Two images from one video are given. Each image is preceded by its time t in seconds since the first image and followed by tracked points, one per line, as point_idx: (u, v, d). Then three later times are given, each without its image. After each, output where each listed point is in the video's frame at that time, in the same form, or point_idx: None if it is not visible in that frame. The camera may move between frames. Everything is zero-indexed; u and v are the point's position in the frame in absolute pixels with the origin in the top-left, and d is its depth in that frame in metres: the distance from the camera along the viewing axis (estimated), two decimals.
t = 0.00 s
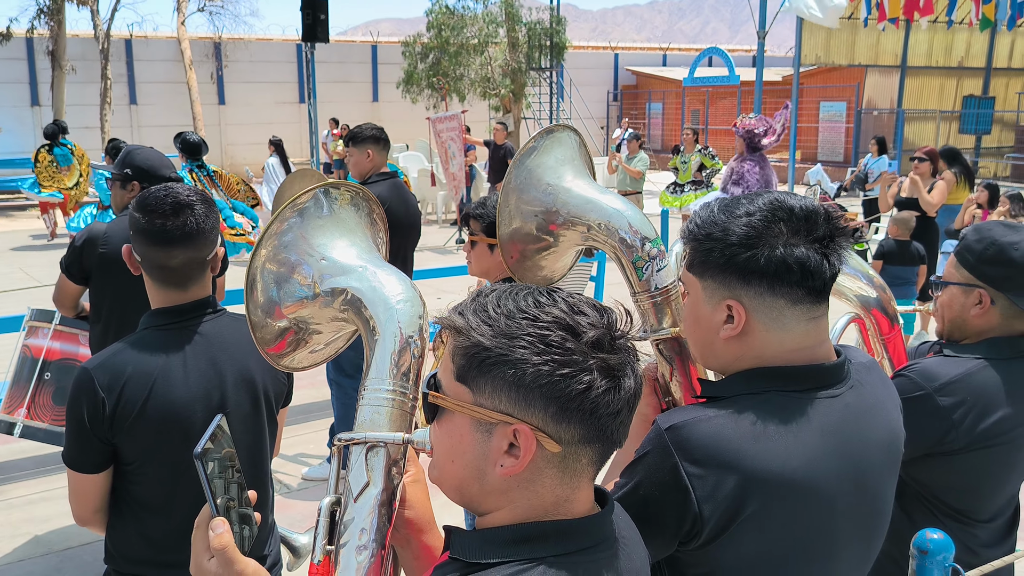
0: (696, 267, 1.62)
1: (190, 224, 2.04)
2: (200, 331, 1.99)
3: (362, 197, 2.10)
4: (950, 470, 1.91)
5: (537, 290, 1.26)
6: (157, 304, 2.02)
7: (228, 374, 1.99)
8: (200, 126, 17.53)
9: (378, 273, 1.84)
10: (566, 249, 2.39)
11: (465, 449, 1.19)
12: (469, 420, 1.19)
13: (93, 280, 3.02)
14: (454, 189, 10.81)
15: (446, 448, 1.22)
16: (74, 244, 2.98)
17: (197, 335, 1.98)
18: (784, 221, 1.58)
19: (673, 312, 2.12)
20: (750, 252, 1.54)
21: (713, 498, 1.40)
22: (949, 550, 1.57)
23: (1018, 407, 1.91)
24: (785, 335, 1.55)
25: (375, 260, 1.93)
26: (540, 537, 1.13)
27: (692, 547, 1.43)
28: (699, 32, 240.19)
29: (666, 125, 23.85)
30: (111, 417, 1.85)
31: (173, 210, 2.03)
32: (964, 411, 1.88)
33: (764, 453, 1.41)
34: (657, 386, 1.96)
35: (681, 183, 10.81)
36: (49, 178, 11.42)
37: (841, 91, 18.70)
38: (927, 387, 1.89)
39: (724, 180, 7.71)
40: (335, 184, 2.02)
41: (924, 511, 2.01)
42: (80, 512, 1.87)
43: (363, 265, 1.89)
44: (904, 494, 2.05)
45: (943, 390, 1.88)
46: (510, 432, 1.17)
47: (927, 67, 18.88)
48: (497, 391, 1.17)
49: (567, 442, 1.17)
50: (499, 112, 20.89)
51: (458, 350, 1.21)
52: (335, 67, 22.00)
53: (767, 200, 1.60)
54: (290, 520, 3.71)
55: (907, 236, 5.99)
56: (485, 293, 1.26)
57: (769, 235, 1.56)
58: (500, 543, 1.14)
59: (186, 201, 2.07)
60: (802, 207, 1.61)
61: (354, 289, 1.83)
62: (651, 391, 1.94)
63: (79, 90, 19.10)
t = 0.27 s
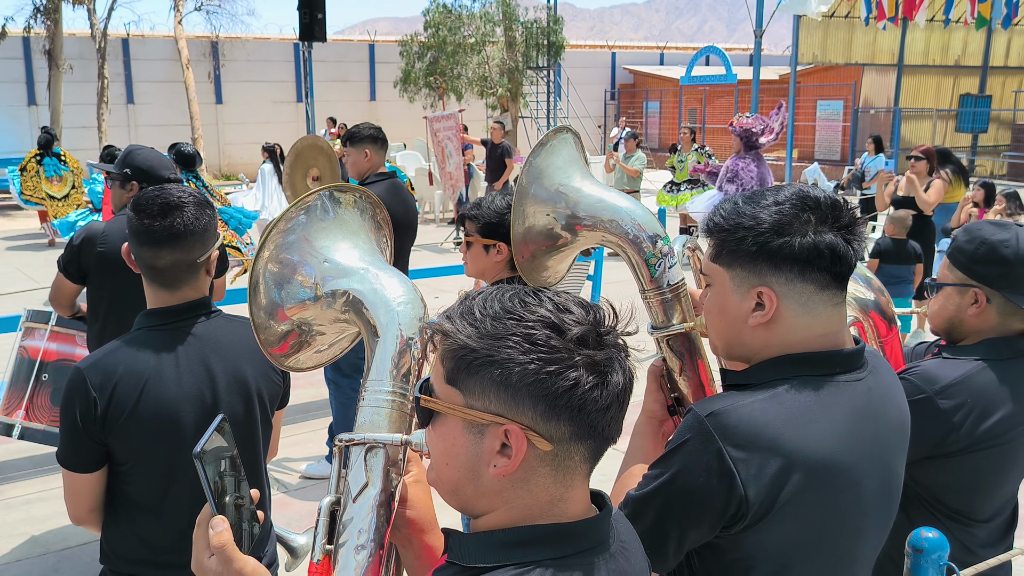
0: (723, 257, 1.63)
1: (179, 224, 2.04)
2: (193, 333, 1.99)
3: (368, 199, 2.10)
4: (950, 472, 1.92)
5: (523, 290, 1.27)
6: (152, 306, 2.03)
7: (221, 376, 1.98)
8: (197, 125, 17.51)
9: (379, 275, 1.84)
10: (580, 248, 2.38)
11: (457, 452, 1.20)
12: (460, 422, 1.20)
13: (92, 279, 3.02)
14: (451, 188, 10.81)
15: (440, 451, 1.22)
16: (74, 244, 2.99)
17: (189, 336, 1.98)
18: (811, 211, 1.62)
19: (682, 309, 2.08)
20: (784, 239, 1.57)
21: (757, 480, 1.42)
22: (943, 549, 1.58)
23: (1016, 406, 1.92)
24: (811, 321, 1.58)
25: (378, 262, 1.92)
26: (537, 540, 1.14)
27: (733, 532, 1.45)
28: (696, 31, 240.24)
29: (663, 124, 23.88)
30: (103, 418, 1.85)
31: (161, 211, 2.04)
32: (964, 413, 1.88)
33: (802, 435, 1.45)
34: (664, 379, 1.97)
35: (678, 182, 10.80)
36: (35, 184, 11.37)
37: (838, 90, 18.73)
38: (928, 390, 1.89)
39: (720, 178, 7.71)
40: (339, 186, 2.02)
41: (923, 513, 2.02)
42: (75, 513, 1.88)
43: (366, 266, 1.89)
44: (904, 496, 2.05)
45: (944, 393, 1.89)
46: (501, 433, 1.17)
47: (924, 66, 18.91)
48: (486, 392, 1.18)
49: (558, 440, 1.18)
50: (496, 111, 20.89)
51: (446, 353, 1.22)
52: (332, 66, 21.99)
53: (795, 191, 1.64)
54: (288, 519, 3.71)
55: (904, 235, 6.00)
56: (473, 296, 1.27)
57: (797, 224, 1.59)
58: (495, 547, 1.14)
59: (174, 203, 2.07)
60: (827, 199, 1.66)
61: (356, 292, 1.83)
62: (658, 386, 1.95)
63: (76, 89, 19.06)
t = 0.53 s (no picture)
0: (756, 248, 1.66)
1: (172, 223, 2.03)
2: (191, 332, 1.98)
3: (380, 195, 2.16)
4: (954, 468, 1.92)
5: (526, 289, 1.27)
6: (152, 304, 2.03)
7: (218, 377, 1.98)
8: (197, 124, 17.50)
9: (388, 270, 1.89)
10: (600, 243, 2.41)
11: (458, 449, 1.20)
12: (463, 420, 1.20)
13: (91, 277, 3.02)
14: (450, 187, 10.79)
15: (443, 449, 1.22)
16: (73, 242, 2.98)
17: (187, 334, 1.97)
18: (843, 204, 1.67)
19: (700, 302, 2.09)
20: (820, 228, 1.62)
21: (802, 461, 1.47)
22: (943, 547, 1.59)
23: (1019, 402, 1.92)
24: (844, 308, 1.63)
25: (388, 258, 1.97)
26: (539, 539, 1.14)
27: (776, 514, 1.49)
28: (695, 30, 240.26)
29: (663, 123, 23.89)
30: (100, 416, 1.85)
31: (153, 211, 2.04)
32: (966, 410, 1.88)
33: (840, 418, 1.51)
34: (677, 371, 1.95)
35: (676, 181, 10.77)
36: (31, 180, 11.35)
37: (837, 88, 18.72)
38: (930, 388, 1.89)
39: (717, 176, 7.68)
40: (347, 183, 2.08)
41: (925, 510, 2.03)
42: (75, 510, 1.88)
43: (375, 262, 1.94)
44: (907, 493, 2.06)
45: (946, 390, 1.89)
46: (502, 432, 1.17)
47: (923, 64, 18.92)
48: (488, 392, 1.18)
49: (558, 440, 1.17)
50: (495, 110, 20.89)
51: (449, 352, 1.22)
52: (331, 65, 21.97)
53: (826, 183, 1.69)
54: (288, 518, 3.71)
55: (904, 234, 5.99)
56: (477, 294, 1.27)
57: (831, 214, 1.64)
58: (497, 546, 1.14)
59: (170, 201, 2.07)
60: (856, 193, 1.71)
61: (364, 286, 1.87)
62: (670, 380, 1.95)
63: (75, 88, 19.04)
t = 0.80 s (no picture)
0: (773, 243, 1.70)
1: (172, 222, 2.03)
2: (191, 333, 1.97)
3: (390, 194, 2.21)
4: (957, 468, 1.92)
5: (528, 290, 1.26)
6: (152, 304, 2.03)
7: (217, 377, 1.97)
8: (196, 123, 17.50)
9: (397, 270, 1.94)
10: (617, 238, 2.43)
11: (460, 452, 1.20)
12: (464, 424, 1.19)
13: (91, 277, 3.02)
14: (448, 186, 10.76)
15: (444, 450, 1.22)
16: (73, 241, 2.98)
17: (186, 335, 1.96)
18: (860, 202, 1.71)
19: (714, 297, 2.11)
20: (841, 227, 1.66)
21: (821, 452, 1.50)
22: (944, 547, 1.59)
23: (1020, 403, 1.92)
24: (862, 305, 1.67)
25: (396, 258, 2.03)
26: (540, 542, 1.14)
27: (795, 504, 1.51)
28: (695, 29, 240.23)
29: (663, 122, 23.90)
30: (98, 415, 1.85)
31: (153, 210, 2.05)
32: (968, 411, 1.88)
33: (856, 411, 1.55)
34: (688, 367, 1.98)
35: (677, 180, 10.75)
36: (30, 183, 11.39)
37: (837, 88, 18.70)
38: (933, 389, 1.89)
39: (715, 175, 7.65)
40: (357, 181, 2.13)
41: (927, 511, 2.02)
42: (75, 510, 1.87)
43: (384, 262, 1.99)
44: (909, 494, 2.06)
45: (948, 391, 1.88)
46: (503, 434, 1.17)
47: (923, 64, 18.91)
48: (488, 395, 1.17)
49: (559, 444, 1.17)
50: (495, 109, 20.89)
51: (450, 354, 1.22)
52: (331, 65, 21.97)
53: (847, 182, 1.73)
54: (288, 518, 3.71)
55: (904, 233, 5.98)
56: (478, 295, 1.26)
57: (849, 213, 1.68)
58: (498, 549, 1.14)
59: (167, 201, 2.07)
60: (872, 192, 1.76)
61: (373, 286, 1.94)
62: (681, 374, 1.95)
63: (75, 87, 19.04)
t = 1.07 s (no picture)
0: (778, 244, 1.71)
1: (174, 223, 2.04)
2: (192, 333, 1.98)
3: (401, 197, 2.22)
4: (959, 469, 1.92)
5: (530, 292, 1.26)
6: (153, 303, 2.03)
7: (216, 378, 1.97)
8: (196, 123, 17.50)
9: (404, 272, 1.92)
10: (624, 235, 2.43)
11: (460, 453, 1.20)
12: (465, 425, 1.20)
13: (91, 277, 3.01)
14: (448, 186, 10.76)
15: (445, 451, 1.22)
16: (73, 241, 2.98)
17: (186, 335, 1.97)
18: (866, 203, 1.72)
19: (720, 295, 2.11)
20: (846, 227, 1.66)
21: (822, 447, 1.50)
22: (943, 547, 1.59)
23: (1022, 404, 1.92)
24: (864, 307, 1.68)
25: (405, 259, 2.01)
26: (539, 544, 1.14)
27: (797, 497, 1.52)
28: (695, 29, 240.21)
29: (663, 122, 23.91)
30: (95, 415, 1.85)
31: (158, 211, 2.06)
32: (971, 413, 1.88)
33: (857, 407, 1.55)
34: (692, 364, 1.99)
35: (678, 180, 10.73)
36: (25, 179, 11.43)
37: (837, 88, 18.69)
38: (935, 390, 1.89)
39: (712, 173, 7.65)
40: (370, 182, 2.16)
41: (927, 512, 2.03)
42: (74, 509, 1.88)
43: (392, 263, 1.97)
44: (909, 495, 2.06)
45: (950, 392, 1.89)
46: (503, 436, 1.17)
47: (923, 64, 18.91)
48: (489, 397, 1.17)
49: (560, 446, 1.17)
50: (496, 109, 20.90)
51: (451, 355, 1.22)
52: (331, 65, 21.97)
53: (853, 183, 1.74)
54: (288, 518, 3.71)
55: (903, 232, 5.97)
56: (479, 297, 1.26)
57: (854, 214, 1.68)
58: (498, 550, 1.14)
59: (169, 202, 2.09)
60: (878, 194, 1.77)
61: (380, 286, 1.91)
62: (685, 371, 1.98)
63: (74, 87, 19.04)
